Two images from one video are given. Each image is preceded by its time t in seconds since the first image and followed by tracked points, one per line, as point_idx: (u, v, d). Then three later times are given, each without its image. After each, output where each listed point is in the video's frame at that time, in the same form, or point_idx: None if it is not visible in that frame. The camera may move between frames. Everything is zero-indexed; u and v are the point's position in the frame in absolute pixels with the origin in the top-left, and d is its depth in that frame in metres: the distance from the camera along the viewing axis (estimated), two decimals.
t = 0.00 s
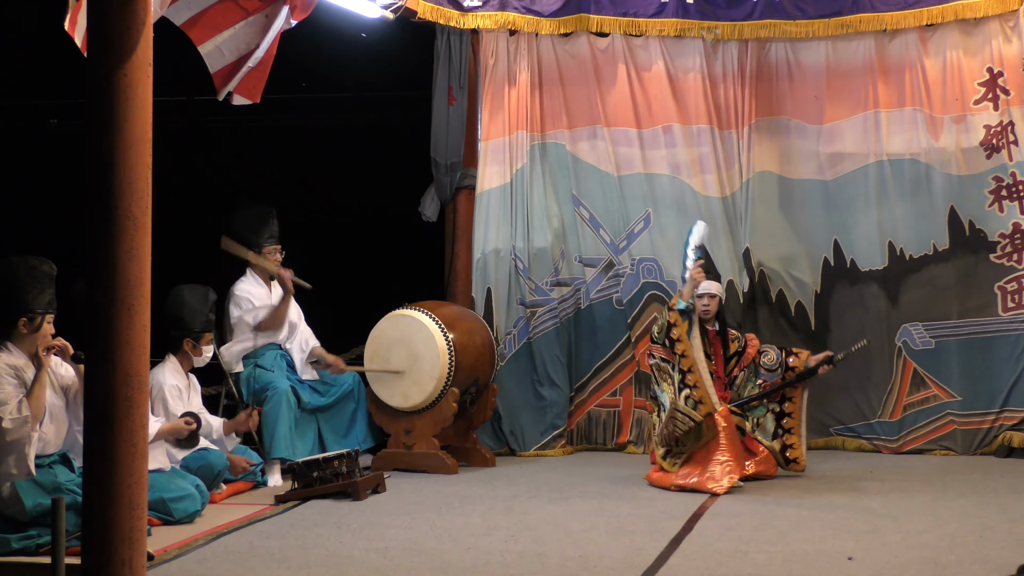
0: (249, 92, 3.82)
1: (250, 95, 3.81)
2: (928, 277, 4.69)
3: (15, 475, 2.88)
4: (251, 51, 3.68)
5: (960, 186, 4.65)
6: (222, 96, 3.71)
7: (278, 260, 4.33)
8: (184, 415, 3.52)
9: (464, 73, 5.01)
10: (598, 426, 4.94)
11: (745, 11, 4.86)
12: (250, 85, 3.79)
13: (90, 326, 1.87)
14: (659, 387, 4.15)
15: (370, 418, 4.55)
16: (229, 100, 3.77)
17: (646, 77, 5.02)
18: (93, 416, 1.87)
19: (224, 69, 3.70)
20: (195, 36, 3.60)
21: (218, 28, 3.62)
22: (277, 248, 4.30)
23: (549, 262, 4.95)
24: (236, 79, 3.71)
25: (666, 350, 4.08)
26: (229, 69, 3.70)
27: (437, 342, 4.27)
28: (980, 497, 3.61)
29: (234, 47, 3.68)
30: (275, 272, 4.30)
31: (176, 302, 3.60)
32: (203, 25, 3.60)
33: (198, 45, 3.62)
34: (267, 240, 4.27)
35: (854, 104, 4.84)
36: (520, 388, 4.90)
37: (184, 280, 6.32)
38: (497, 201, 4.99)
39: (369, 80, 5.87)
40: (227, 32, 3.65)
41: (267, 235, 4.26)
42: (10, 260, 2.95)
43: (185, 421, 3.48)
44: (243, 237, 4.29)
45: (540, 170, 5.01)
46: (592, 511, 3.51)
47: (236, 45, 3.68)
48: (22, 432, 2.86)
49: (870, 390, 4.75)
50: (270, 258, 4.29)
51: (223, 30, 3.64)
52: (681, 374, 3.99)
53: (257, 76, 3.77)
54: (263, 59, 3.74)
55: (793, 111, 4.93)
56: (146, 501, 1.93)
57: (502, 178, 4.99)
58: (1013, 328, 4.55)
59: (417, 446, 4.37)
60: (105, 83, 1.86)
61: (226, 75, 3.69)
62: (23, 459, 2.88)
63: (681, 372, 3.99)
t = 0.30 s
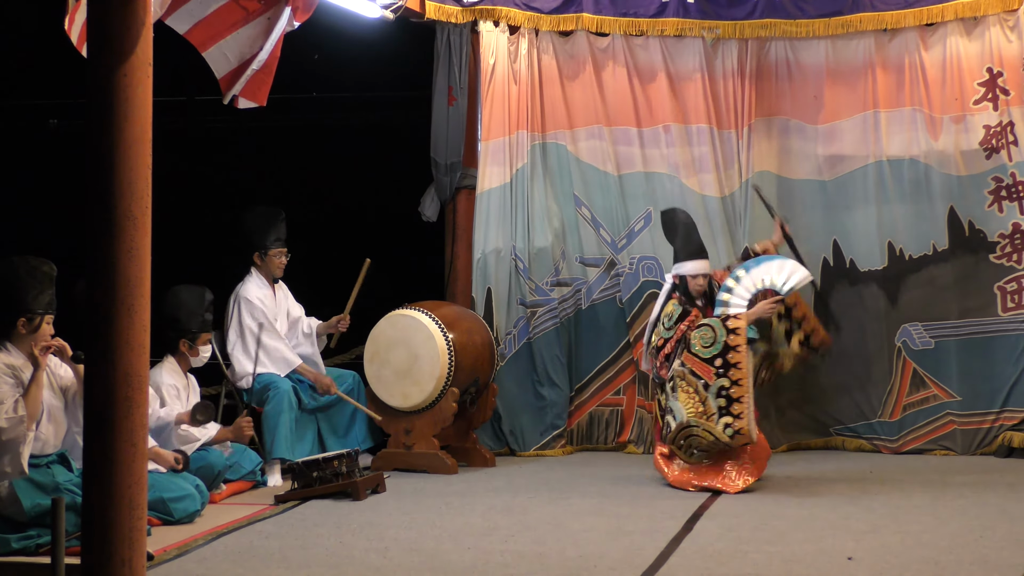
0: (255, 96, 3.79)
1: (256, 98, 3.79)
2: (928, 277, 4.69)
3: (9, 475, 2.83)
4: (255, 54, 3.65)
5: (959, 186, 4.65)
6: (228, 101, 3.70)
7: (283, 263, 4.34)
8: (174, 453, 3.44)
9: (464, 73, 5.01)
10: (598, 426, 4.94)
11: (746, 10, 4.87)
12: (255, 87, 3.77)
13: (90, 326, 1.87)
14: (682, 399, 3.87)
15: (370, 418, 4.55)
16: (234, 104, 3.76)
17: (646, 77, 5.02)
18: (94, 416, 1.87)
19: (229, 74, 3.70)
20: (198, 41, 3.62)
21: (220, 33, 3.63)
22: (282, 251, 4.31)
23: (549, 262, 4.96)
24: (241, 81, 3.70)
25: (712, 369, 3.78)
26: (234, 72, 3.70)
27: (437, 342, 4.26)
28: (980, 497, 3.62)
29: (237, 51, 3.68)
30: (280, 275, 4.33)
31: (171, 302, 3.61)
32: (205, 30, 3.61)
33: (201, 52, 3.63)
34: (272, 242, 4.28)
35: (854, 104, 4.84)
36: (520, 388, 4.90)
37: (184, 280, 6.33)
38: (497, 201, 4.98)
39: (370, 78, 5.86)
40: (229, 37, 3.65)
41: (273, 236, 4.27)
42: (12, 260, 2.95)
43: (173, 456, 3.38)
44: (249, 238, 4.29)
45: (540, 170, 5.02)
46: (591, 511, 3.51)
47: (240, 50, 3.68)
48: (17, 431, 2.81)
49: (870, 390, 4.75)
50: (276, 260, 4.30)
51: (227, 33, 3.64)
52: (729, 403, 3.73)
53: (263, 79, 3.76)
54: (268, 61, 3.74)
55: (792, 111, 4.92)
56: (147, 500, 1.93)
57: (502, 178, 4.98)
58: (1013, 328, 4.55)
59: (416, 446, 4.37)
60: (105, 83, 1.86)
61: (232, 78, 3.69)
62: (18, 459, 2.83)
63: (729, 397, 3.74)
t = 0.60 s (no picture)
0: (261, 102, 3.75)
1: (263, 105, 3.76)
2: (928, 277, 4.69)
3: (10, 475, 2.82)
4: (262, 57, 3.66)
5: (958, 186, 4.65)
6: (237, 107, 3.70)
7: (275, 260, 4.34)
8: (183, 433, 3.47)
9: (463, 73, 5.01)
10: (599, 426, 4.95)
11: (745, 10, 4.87)
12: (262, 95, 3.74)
13: (90, 326, 1.87)
14: (693, 353, 3.95)
15: (370, 418, 4.55)
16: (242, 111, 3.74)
17: (645, 77, 5.02)
18: (93, 416, 1.87)
19: (234, 80, 3.70)
20: (202, 50, 3.62)
21: (224, 40, 3.64)
22: (273, 249, 4.31)
23: (549, 262, 4.96)
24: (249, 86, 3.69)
25: (735, 338, 3.97)
26: (241, 78, 3.69)
27: (436, 341, 4.26)
28: (980, 497, 3.62)
29: (242, 57, 3.68)
30: (272, 273, 4.32)
31: (172, 303, 3.61)
32: (209, 37, 3.61)
33: (205, 59, 3.64)
34: (265, 241, 4.28)
35: (854, 103, 4.83)
36: (521, 388, 4.90)
37: (184, 280, 6.33)
38: (497, 201, 4.98)
39: (370, 78, 5.86)
40: (233, 43, 3.66)
41: (265, 235, 4.28)
42: (12, 260, 2.95)
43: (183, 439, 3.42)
44: (243, 238, 4.29)
45: (540, 169, 5.01)
46: (591, 511, 3.51)
47: (244, 56, 3.68)
48: (16, 432, 2.82)
49: (870, 389, 4.75)
50: (267, 258, 4.30)
51: (231, 39, 3.64)
52: (743, 372, 3.94)
53: (270, 85, 3.73)
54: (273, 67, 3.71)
55: (793, 111, 4.92)
56: (147, 501, 1.93)
57: (502, 178, 4.98)
58: (1012, 328, 4.55)
59: (416, 446, 4.37)
60: (105, 84, 1.86)
61: (239, 84, 3.69)
62: (18, 460, 2.83)
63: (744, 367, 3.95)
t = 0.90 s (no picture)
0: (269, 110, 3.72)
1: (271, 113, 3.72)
2: (927, 277, 4.68)
3: (10, 477, 2.82)
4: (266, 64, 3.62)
5: (958, 186, 4.65)
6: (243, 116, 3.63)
7: (280, 262, 4.32)
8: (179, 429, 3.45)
9: (463, 73, 5.00)
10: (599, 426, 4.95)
11: (746, 10, 4.86)
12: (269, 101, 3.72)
13: (89, 324, 1.87)
14: (642, 353, 3.86)
15: (370, 418, 4.55)
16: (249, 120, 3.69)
17: (645, 78, 5.03)
18: (93, 416, 1.87)
19: (241, 91, 3.66)
20: (205, 60, 3.59)
21: (228, 50, 3.62)
22: (277, 250, 4.29)
23: (549, 262, 4.96)
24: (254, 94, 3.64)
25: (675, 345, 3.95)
26: (246, 87, 3.65)
27: (436, 342, 4.27)
28: (979, 497, 3.63)
29: (246, 66, 3.65)
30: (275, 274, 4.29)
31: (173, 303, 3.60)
32: (212, 46, 3.59)
33: (210, 71, 3.60)
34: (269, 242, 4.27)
35: (854, 104, 4.83)
36: (520, 389, 4.89)
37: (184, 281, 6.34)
38: (496, 201, 4.98)
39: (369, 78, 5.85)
40: (238, 53, 3.64)
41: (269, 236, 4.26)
42: (12, 261, 2.95)
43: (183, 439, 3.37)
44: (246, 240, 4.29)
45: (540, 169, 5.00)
46: (591, 512, 3.51)
47: (249, 64, 3.65)
48: (16, 432, 2.80)
49: (870, 390, 4.75)
50: (271, 260, 4.28)
51: (234, 47, 3.63)
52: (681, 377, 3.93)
53: (275, 90, 3.72)
54: (279, 71, 3.69)
55: (794, 111, 4.91)
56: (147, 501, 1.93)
57: (501, 179, 4.98)
58: (1012, 329, 4.55)
59: (416, 446, 4.37)
60: (105, 85, 1.86)
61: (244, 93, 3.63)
62: (17, 461, 2.82)
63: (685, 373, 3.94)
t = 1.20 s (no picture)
0: (274, 117, 3.72)
1: (275, 119, 3.72)
2: (928, 278, 4.68)
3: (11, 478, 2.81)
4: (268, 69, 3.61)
5: (958, 187, 4.65)
6: (247, 123, 3.62)
7: (282, 264, 4.35)
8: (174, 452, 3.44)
9: (463, 73, 5.01)
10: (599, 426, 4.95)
11: (745, 11, 4.85)
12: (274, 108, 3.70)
13: (89, 324, 1.87)
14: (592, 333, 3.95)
15: (370, 418, 4.55)
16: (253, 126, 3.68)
17: (645, 77, 5.02)
18: (92, 416, 1.87)
19: (243, 97, 3.65)
20: (204, 69, 3.58)
21: (228, 58, 3.61)
22: (281, 253, 4.32)
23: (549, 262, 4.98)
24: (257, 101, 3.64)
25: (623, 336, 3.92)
26: (248, 96, 3.65)
27: (437, 342, 4.27)
28: (979, 497, 3.63)
29: (248, 74, 3.65)
30: (279, 276, 4.33)
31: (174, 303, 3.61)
32: (213, 55, 3.59)
33: (211, 80, 3.60)
34: (271, 244, 4.28)
35: (854, 104, 4.83)
36: (520, 390, 4.90)
37: (184, 281, 6.34)
38: (496, 201, 4.98)
39: (369, 77, 5.84)
40: (238, 61, 3.63)
41: (272, 238, 4.27)
42: (11, 261, 2.96)
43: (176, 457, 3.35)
44: (248, 240, 4.29)
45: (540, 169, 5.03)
46: (591, 511, 3.51)
47: (250, 71, 3.64)
48: (16, 432, 2.79)
49: (870, 390, 4.76)
50: (274, 262, 4.31)
51: (235, 55, 3.62)
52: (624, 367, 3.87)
53: (279, 97, 3.70)
54: (280, 77, 3.68)
55: (793, 111, 4.91)
56: (147, 501, 1.93)
57: (501, 179, 5.00)
58: (1013, 329, 4.55)
59: (416, 446, 4.37)
60: (105, 86, 1.86)
61: (247, 103, 3.64)
62: (16, 463, 2.80)
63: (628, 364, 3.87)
